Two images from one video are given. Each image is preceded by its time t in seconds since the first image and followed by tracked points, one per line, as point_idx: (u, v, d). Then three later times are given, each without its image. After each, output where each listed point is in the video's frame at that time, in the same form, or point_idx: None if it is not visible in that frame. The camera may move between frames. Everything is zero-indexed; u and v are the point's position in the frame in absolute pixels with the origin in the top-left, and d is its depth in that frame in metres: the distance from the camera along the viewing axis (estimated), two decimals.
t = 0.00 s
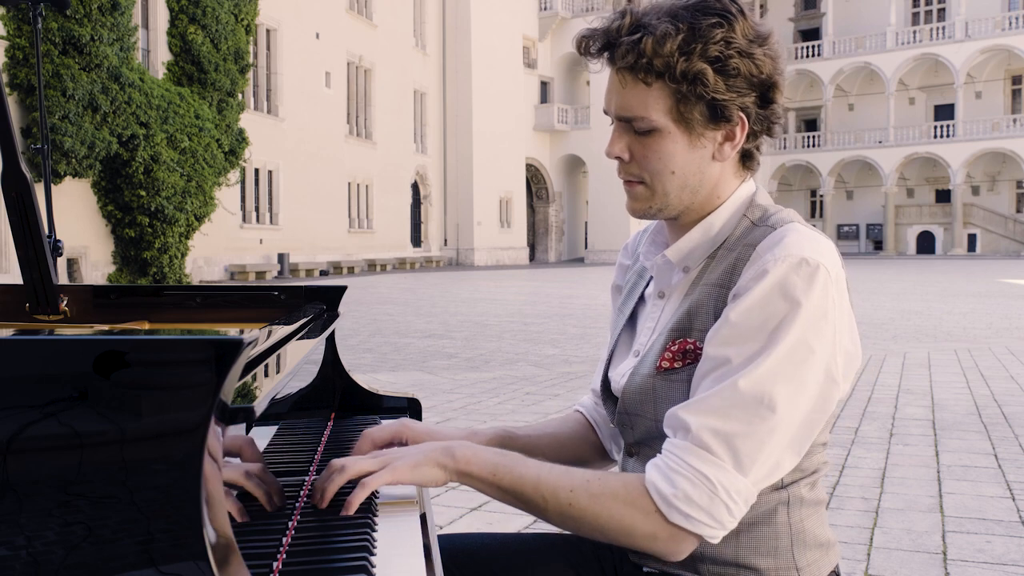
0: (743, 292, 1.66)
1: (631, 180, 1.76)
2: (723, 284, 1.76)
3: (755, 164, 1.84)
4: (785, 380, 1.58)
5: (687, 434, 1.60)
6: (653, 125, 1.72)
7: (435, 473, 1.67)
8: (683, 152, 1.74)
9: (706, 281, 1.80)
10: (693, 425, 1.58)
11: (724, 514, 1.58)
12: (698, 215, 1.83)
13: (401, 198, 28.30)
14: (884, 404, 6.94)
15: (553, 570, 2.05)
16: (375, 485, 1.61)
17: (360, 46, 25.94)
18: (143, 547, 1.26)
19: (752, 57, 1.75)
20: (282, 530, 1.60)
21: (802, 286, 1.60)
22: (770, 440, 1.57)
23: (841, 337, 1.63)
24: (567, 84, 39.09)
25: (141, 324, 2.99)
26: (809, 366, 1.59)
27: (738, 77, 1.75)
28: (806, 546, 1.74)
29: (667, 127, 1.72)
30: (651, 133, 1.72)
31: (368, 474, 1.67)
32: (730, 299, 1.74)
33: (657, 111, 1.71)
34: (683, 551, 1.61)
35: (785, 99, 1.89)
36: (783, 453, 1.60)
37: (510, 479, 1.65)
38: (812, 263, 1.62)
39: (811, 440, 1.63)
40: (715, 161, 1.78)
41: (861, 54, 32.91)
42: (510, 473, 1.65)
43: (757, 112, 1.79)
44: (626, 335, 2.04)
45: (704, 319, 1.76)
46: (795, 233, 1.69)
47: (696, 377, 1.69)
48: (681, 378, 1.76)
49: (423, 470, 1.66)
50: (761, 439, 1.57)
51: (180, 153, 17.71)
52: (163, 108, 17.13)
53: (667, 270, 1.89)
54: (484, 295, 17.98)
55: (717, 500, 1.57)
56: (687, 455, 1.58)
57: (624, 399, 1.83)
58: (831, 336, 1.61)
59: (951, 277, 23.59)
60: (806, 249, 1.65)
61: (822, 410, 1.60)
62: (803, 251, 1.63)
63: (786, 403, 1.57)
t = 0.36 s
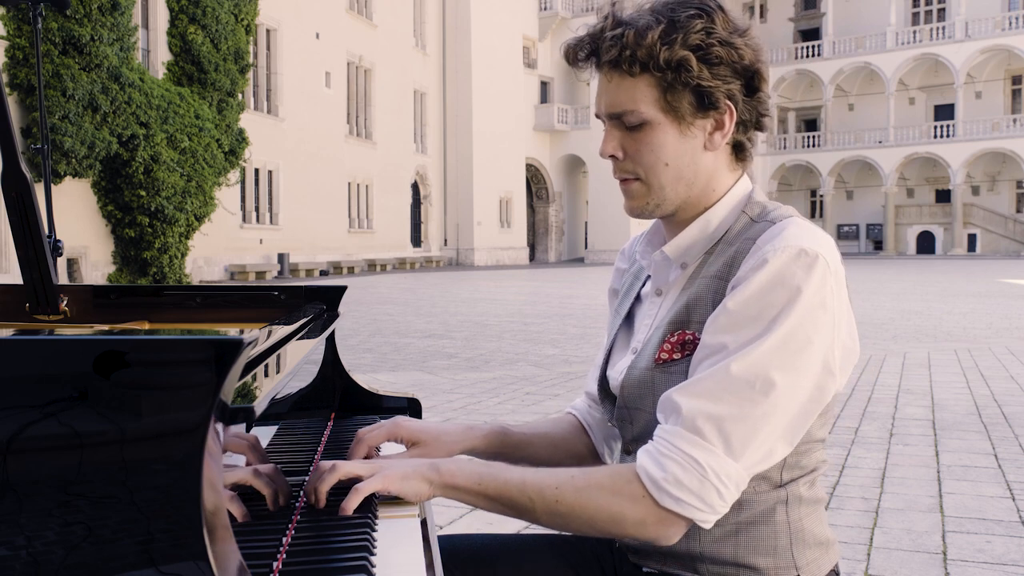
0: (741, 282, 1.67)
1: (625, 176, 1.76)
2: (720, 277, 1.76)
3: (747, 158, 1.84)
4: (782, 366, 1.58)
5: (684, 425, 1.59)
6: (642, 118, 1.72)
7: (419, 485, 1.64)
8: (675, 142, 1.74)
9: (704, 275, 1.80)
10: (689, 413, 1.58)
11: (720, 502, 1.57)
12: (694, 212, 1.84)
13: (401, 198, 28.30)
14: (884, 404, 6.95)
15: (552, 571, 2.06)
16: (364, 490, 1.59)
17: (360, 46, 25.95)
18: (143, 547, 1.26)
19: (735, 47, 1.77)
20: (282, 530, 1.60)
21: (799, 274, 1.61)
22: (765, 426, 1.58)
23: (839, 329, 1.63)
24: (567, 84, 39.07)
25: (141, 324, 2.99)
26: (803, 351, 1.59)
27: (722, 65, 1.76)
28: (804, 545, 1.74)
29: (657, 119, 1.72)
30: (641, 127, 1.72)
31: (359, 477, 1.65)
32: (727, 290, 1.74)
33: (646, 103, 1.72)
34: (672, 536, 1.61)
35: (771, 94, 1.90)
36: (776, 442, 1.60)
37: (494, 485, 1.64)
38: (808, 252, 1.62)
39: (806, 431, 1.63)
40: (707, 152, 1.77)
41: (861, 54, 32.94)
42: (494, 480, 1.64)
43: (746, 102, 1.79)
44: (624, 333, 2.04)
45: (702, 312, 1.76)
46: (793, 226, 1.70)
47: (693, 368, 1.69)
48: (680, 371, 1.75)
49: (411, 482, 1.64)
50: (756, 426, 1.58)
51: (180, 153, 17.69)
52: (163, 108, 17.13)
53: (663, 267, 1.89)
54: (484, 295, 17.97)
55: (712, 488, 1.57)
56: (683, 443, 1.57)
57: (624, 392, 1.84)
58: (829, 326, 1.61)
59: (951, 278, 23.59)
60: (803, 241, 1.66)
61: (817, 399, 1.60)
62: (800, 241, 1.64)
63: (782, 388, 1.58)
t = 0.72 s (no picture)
0: (747, 276, 1.66)
1: (621, 170, 1.76)
2: (724, 272, 1.76)
3: (741, 153, 1.85)
4: (793, 359, 1.58)
5: (699, 419, 1.58)
6: (635, 110, 1.73)
7: (426, 485, 1.56)
8: (669, 135, 1.74)
9: (707, 271, 1.79)
10: (706, 409, 1.57)
11: (744, 499, 1.56)
12: (692, 208, 1.84)
13: (400, 198, 28.30)
14: (884, 404, 6.95)
15: (551, 571, 2.06)
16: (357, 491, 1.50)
17: (360, 46, 25.96)
18: (143, 548, 1.26)
19: (720, 42, 1.80)
20: (281, 530, 1.60)
21: (805, 268, 1.61)
22: (779, 416, 1.57)
23: (844, 321, 1.63)
24: (567, 84, 39.07)
25: (141, 324, 2.99)
26: (812, 342, 1.59)
27: (709, 57, 1.78)
28: (805, 543, 1.74)
29: (650, 110, 1.73)
30: (635, 118, 1.73)
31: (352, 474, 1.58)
32: (730, 288, 1.74)
33: (637, 95, 1.73)
34: (701, 536, 1.57)
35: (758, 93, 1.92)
36: (789, 436, 1.59)
37: (518, 487, 1.55)
38: (810, 245, 1.63)
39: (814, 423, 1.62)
40: (700, 142, 1.78)
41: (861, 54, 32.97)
42: (516, 478, 1.55)
43: (735, 96, 1.81)
44: (622, 333, 2.04)
45: (707, 307, 1.75)
46: (794, 221, 1.70)
47: (698, 364, 1.69)
48: (684, 365, 1.75)
49: (418, 482, 1.56)
50: (771, 419, 1.57)
51: (180, 153, 17.68)
52: (163, 108, 17.13)
53: (662, 266, 1.89)
54: (484, 295, 17.97)
55: (737, 486, 1.55)
56: (701, 439, 1.56)
57: (625, 389, 1.82)
58: (836, 319, 1.61)
59: (951, 278, 23.58)
60: (804, 234, 1.66)
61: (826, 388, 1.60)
62: (804, 235, 1.64)
63: (794, 378, 1.57)
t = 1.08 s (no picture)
0: (743, 269, 1.66)
1: (615, 168, 1.78)
2: (721, 266, 1.75)
3: (732, 151, 1.85)
4: (795, 354, 1.58)
5: (706, 417, 1.59)
6: (625, 107, 1.76)
7: (443, 506, 1.59)
8: (662, 131, 1.76)
9: (705, 266, 1.78)
10: (713, 408, 1.57)
11: (757, 495, 1.57)
12: (688, 205, 1.84)
13: (400, 198, 28.29)
14: (884, 404, 6.95)
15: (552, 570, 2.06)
16: (379, 515, 1.53)
17: (360, 46, 25.96)
18: (143, 548, 1.26)
19: (706, 44, 1.82)
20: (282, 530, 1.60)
21: (802, 260, 1.61)
22: (781, 409, 1.57)
23: (841, 314, 1.64)
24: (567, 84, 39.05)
25: (141, 324, 2.99)
26: (813, 334, 1.59)
27: (696, 57, 1.81)
28: (805, 540, 1.74)
29: (641, 107, 1.75)
30: (625, 116, 1.76)
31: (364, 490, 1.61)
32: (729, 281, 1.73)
33: (628, 92, 1.76)
34: (718, 533, 1.59)
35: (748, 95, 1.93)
36: (794, 430, 1.59)
37: (533, 500, 1.60)
38: (804, 237, 1.63)
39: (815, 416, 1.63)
40: (690, 136, 1.79)
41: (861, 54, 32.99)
42: (534, 493, 1.60)
43: (724, 95, 1.83)
44: (621, 332, 2.03)
45: (705, 303, 1.75)
46: (787, 215, 1.70)
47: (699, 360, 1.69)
48: (682, 360, 1.75)
49: (435, 507, 1.58)
50: (777, 414, 1.57)
51: (180, 153, 17.68)
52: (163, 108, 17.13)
53: (659, 264, 1.89)
54: (484, 295, 17.96)
55: (749, 482, 1.57)
56: (710, 437, 1.57)
57: (624, 385, 1.82)
58: (833, 313, 1.62)
59: (951, 278, 23.58)
60: (798, 226, 1.66)
61: (822, 379, 1.60)
62: (799, 229, 1.64)
63: (795, 370, 1.57)
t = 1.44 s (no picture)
0: (730, 264, 1.66)
1: (608, 169, 1.78)
2: (712, 262, 1.74)
3: (726, 151, 1.85)
4: (783, 347, 1.57)
5: (692, 409, 1.59)
6: (617, 109, 1.77)
7: (434, 502, 1.58)
8: (652, 131, 1.77)
9: (695, 262, 1.78)
10: (698, 399, 1.57)
11: (741, 486, 1.57)
12: (680, 204, 1.84)
13: (400, 198, 28.29)
14: (884, 404, 6.95)
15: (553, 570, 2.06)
16: (379, 511, 1.52)
17: (360, 46, 25.97)
18: (144, 547, 1.26)
19: (697, 49, 1.83)
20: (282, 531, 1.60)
21: (788, 253, 1.61)
22: (767, 400, 1.57)
23: (831, 307, 1.63)
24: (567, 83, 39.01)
25: (141, 324, 3.00)
26: (801, 327, 1.58)
27: (685, 58, 1.81)
28: (803, 538, 1.74)
29: (632, 107, 1.76)
30: (617, 118, 1.77)
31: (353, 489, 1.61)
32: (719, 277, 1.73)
33: (619, 95, 1.77)
34: (701, 523, 1.59)
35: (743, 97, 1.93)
36: (783, 421, 1.59)
37: (519, 495, 1.59)
38: (792, 230, 1.63)
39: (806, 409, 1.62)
40: (680, 135, 1.79)
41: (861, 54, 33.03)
42: (515, 490, 1.59)
43: (716, 97, 1.82)
44: (618, 332, 2.03)
45: (696, 299, 1.74)
46: (775, 211, 1.69)
47: (690, 355, 1.68)
48: (676, 355, 1.74)
49: (427, 503, 1.58)
50: (764, 405, 1.57)
51: (180, 153, 17.67)
52: (163, 108, 17.13)
53: (655, 264, 1.89)
54: (484, 295, 17.96)
55: (733, 472, 1.56)
56: (697, 428, 1.57)
57: (620, 383, 1.82)
58: (822, 306, 1.61)
59: (951, 278, 23.57)
60: (788, 221, 1.66)
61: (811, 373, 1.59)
62: (787, 224, 1.64)
63: (781, 363, 1.57)
